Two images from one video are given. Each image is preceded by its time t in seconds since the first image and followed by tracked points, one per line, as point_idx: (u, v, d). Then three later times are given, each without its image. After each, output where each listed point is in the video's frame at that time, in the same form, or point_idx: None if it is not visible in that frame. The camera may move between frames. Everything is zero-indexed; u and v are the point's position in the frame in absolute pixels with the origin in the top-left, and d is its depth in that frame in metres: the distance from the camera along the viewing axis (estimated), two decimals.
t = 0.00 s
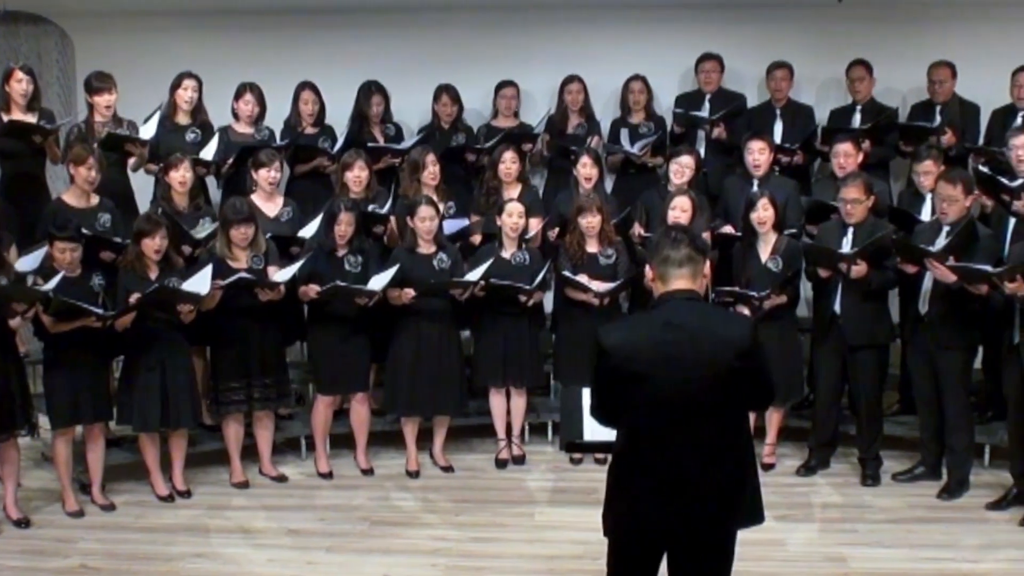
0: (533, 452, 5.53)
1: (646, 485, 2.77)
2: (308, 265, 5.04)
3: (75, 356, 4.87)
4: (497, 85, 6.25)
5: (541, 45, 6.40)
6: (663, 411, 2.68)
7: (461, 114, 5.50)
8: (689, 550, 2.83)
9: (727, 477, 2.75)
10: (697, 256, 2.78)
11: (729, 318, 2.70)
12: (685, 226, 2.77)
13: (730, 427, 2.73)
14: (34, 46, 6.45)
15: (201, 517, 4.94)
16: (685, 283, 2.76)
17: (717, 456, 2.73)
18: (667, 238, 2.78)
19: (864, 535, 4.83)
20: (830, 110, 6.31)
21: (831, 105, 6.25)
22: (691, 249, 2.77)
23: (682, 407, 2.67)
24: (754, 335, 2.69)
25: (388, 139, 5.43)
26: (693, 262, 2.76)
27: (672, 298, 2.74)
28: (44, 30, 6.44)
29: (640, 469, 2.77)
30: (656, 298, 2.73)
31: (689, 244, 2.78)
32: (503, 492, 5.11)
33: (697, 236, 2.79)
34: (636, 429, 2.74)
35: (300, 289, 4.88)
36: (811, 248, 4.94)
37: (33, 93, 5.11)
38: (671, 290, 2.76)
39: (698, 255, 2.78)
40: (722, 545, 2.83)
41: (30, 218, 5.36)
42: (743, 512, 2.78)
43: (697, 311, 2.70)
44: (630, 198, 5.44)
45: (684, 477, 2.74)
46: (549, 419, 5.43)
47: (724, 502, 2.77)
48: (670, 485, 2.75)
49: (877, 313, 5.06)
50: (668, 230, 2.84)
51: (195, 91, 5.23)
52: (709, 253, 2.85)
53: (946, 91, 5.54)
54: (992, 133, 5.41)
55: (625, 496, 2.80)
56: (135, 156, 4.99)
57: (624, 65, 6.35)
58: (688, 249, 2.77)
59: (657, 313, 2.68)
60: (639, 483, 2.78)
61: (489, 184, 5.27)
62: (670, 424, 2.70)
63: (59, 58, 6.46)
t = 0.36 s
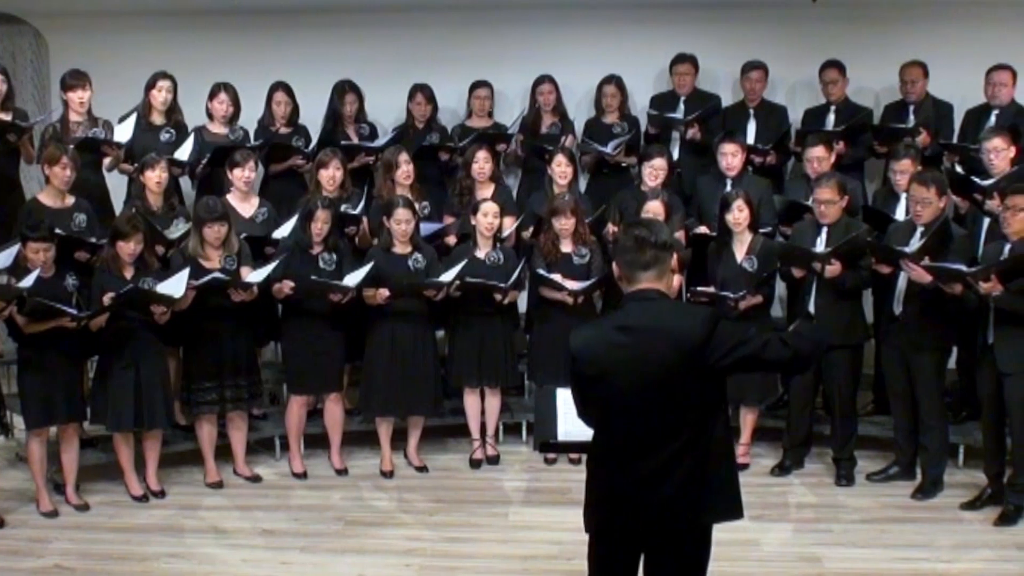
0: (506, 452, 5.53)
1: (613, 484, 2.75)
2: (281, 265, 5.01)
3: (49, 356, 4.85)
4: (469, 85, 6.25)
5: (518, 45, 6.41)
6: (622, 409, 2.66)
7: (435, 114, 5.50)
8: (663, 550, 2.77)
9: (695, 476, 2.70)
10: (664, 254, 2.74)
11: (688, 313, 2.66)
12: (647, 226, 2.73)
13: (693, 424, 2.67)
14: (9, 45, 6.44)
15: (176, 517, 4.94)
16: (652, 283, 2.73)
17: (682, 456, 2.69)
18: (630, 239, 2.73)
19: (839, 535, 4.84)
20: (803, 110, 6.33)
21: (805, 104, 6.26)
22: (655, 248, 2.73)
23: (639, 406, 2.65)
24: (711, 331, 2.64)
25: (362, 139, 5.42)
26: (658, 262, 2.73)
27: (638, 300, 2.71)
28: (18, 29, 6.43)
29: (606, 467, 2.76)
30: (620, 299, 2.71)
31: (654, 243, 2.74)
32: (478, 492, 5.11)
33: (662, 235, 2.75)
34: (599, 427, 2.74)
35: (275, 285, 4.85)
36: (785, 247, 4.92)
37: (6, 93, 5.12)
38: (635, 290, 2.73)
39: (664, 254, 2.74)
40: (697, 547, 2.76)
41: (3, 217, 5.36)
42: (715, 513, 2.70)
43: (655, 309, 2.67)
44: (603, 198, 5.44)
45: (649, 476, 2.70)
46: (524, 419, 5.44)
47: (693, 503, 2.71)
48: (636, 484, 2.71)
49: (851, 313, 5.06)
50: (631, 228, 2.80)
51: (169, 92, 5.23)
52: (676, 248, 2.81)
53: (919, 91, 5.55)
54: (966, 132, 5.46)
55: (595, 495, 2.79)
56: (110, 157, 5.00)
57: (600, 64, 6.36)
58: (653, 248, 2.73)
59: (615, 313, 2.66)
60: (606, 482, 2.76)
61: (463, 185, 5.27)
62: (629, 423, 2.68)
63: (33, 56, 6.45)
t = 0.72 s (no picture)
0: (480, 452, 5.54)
1: (589, 488, 2.75)
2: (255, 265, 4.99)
3: (23, 356, 4.84)
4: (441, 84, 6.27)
5: (495, 45, 6.43)
6: (602, 412, 2.67)
7: (409, 114, 5.51)
8: (637, 555, 2.79)
9: (672, 482, 2.72)
10: (645, 258, 2.74)
11: (668, 316, 2.68)
12: (629, 230, 2.70)
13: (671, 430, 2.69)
14: None
15: (151, 517, 4.93)
16: (630, 286, 2.72)
17: (660, 459, 2.70)
18: (612, 241, 2.71)
19: (813, 536, 4.84)
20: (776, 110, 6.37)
21: (778, 103, 6.29)
22: (637, 251, 2.72)
23: (618, 409, 2.65)
24: (694, 335, 2.66)
25: (336, 139, 5.42)
26: (639, 265, 2.72)
27: (617, 302, 2.70)
28: None
29: (583, 472, 2.76)
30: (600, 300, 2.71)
31: (636, 247, 2.72)
32: (453, 492, 5.11)
33: (643, 237, 2.73)
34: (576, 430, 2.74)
35: (249, 284, 4.85)
36: (759, 247, 4.91)
37: None
38: (616, 292, 2.72)
39: (644, 257, 2.73)
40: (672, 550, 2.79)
41: None
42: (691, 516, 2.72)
43: (638, 312, 2.68)
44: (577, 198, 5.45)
45: (627, 480, 2.71)
46: (497, 419, 5.44)
47: (672, 506, 2.73)
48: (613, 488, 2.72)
49: (825, 313, 5.06)
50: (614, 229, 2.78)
51: (144, 92, 5.24)
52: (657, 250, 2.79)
53: (891, 91, 5.54)
54: (940, 131, 5.47)
55: (569, 498, 2.80)
56: (86, 156, 4.99)
57: (575, 65, 6.39)
58: (635, 252, 2.72)
59: (597, 314, 2.66)
60: (582, 485, 2.76)
61: (437, 185, 5.28)
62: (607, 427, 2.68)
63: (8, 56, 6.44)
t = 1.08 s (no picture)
0: (455, 452, 5.54)
1: (572, 491, 2.75)
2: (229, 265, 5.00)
3: None
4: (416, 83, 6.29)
5: (472, 45, 6.46)
6: (592, 415, 2.64)
7: (385, 114, 5.51)
8: (618, 553, 2.82)
9: (653, 481, 2.74)
10: (629, 260, 2.73)
11: (652, 317, 2.68)
12: (614, 230, 2.69)
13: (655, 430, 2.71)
14: None
15: (125, 517, 4.92)
16: (611, 287, 2.71)
17: (648, 455, 2.72)
18: (596, 241, 2.69)
19: (788, 536, 4.84)
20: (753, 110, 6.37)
21: (753, 103, 6.30)
22: (620, 253, 2.71)
23: (609, 412, 2.64)
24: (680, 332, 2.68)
25: (309, 138, 5.42)
26: (621, 267, 2.70)
27: (599, 302, 2.69)
28: None
29: (565, 475, 2.75)
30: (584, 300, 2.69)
31: (621, 248, 2.71)
32: (427, 492, 5.11)
33: (628, 239, 2.71)
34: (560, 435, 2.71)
35: (223, 284, 4.85)
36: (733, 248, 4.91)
37: None
38: (598, 293, 2.70)
39: (626, 259, 2.72)
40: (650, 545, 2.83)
41: None
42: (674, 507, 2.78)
43: (625, 312, 2.66)
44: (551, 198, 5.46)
45: (612, 483, 2.72)
46: (471, 419, 5.45)
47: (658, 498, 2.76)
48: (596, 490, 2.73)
49: (800, 313, 5.06)
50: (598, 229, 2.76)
51: (118, 91, 5.24)
52: (638, 252, 2.79)
53: (866, 91, 5.55)
54: (913, 131, 5.48)
55: (549, 500, 2.79)
56: (61, 156, 4.94)
57: (550, 64, 6.42)
58: (619, 254, 2.71)
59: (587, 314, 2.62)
60: (564, 488, 2.76)
61: (412, 184, 5.27)
62: (594, 432, 2.67)
63: None
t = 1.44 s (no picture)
0: (429, 452, 5.55)
1: (544, 493, 2.69)
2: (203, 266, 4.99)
3: None
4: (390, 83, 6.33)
5: (451, 47, 6.51)
6: (573, 410, 2.61)
7: (361, 114, 5.52)
8: (590, 556, 2.76)
9: (625, 485, 2.71)
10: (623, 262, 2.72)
11: (640, 319, 2.69)
12: (613, 231, 2.67)
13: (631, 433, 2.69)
14: None
15: (100, 517, 4.91)
16: (601, 286, 2.69)
17: (626, 455, 2.70)
18: (593, 240, 2.67)
19: (763, 536, 4.84)
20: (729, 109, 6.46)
21: (729, 103, 6.38)
22: (616, 254, 2.70)
23: (591, 407, 2.61)
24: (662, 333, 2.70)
25: (284, 138, 5.44)
26: (615, 268, 2.69)
27: (587, 300, 2.67)
28: None
29: (538, 477, 2.70)
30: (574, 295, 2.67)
31: (617, 249, 2.70)
32: (401, 492, 5.12)
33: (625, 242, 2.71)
34: (536, 432, 2.67)
35: (198, 285, 4.84)
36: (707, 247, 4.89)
37: None
38: (588, 291, 2.69)
39: (620, 262, 2.71)
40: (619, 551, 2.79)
41: None
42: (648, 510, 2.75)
43: (611, 310, 2.66)
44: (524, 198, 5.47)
45: (586, 485, 2.67)
46: (446, 419, 5.46)
47: (633, 500, 2.73)
48: (569, 493, 2.68)
49: (774, 312, 5.06)
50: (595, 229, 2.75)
51: (91, 90, 5.26)
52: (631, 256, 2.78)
53: (841, 91, 5.58)
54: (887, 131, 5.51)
55: (519, 503, 2.73)
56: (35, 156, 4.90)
57: (524, 65, 6.48)
58: (614, 255, 2.70)
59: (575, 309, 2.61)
60: (536, 490, 2.70)
61: (387, 184, 5.26)
62: (571, 431, 2.64)
63: None
